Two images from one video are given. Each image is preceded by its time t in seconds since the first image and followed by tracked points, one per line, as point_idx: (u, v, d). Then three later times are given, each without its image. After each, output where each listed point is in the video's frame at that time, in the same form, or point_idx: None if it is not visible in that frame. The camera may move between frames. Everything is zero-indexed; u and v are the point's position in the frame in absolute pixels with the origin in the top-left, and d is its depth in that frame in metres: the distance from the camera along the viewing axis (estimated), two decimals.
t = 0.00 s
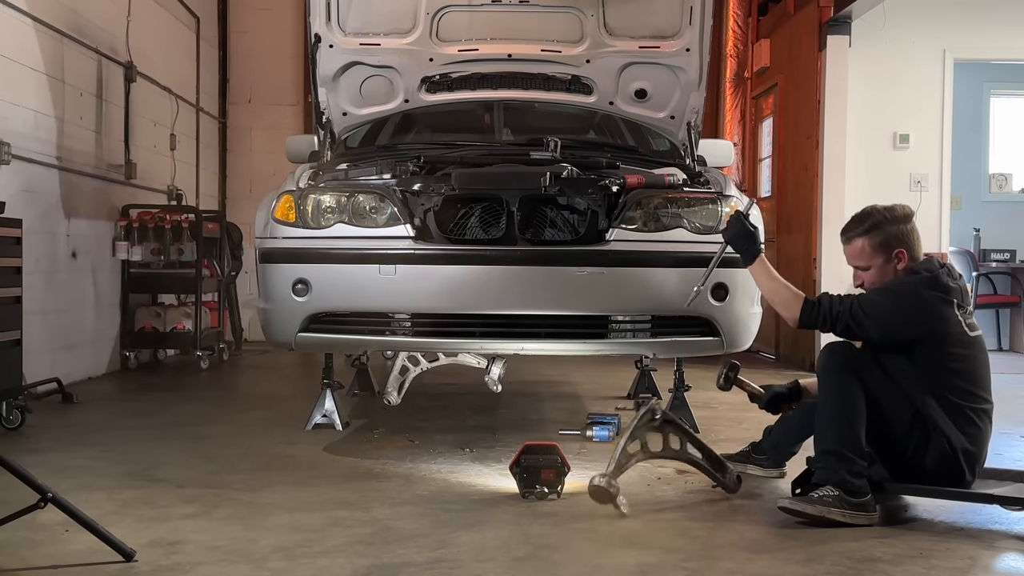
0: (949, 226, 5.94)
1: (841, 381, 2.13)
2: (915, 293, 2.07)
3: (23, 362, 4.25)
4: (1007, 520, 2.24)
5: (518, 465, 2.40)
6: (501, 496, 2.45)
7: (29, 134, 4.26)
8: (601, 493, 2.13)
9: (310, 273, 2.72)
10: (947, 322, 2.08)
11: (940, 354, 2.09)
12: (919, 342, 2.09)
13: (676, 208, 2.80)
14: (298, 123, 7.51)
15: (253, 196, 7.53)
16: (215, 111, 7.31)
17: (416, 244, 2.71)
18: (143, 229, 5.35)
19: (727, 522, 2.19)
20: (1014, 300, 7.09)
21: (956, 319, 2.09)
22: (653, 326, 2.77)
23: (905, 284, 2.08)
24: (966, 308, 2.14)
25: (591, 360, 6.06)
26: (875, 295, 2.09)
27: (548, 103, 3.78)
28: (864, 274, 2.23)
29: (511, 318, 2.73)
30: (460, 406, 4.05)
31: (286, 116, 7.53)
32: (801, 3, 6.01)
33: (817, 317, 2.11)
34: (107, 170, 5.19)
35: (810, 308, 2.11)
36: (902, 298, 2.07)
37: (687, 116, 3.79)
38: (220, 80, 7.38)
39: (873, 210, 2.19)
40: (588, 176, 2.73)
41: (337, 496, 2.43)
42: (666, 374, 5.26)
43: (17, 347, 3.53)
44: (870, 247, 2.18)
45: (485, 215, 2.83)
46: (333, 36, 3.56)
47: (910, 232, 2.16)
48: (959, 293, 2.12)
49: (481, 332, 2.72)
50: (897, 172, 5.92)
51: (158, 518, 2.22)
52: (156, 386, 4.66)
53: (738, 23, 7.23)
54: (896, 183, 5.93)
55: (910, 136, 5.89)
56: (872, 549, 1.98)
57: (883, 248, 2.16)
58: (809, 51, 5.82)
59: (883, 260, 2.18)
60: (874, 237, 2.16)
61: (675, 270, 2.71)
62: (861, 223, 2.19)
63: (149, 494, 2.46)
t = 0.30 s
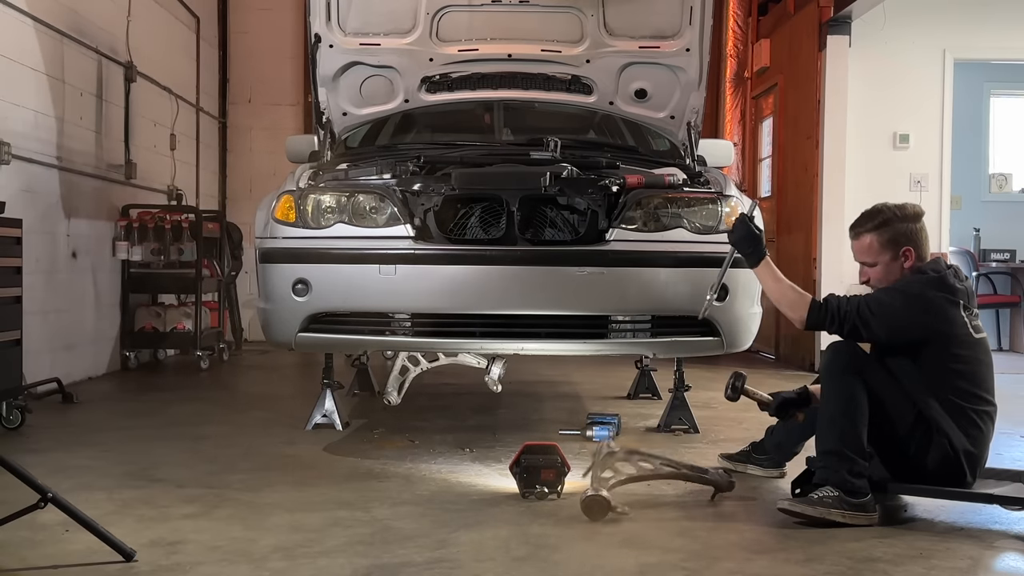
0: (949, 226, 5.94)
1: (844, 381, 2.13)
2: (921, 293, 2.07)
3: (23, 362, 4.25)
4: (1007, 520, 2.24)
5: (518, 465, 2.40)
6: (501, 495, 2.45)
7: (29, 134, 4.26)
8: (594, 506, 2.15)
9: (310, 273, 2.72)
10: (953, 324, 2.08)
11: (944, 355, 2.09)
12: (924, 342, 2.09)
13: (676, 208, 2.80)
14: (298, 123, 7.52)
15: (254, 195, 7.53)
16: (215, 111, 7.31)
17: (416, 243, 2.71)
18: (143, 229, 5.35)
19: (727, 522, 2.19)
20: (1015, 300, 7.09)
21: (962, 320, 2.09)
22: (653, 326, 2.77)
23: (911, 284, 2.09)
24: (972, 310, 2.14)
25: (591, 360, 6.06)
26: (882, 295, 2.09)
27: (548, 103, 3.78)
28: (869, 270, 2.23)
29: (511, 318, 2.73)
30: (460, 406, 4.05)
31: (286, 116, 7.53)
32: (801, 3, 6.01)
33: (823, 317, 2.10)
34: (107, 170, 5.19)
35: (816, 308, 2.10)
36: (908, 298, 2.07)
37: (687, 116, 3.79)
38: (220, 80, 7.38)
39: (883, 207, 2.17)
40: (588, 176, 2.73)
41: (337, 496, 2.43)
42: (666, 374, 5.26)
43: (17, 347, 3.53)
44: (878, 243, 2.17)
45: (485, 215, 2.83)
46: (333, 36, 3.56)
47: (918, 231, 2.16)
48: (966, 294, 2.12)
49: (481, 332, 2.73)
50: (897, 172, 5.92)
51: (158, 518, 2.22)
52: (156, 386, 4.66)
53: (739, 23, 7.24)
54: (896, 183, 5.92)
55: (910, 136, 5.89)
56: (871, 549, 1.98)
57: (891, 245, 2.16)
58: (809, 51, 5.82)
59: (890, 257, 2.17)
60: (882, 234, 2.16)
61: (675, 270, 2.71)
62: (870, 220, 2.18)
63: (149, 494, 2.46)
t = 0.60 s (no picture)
0: (949, 226, 5.94)
1: (849, 381, 2.12)
2: (926, 295, 2.08)
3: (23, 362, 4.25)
4: (1006, 520, 2.24)
5: (518, 465, 2.40)
6: (501, 495, 2.45)
7: (29, 134, 4.26)
8: (583, 506, 2.15)
9: (310, 273, 2.72)
10: (959, 324, 2.08)
11: (950, 356, 2.10)
12: (930, 343, 2.09)
13: (676, 208, 2.80)
14: (298, 123, 7.52)
15: (254, 195, 7.53)
16: (215, 111, 7.31)
17: (416, 243, 2.71)
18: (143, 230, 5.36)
19: (727, 522, 2.19)
20: (1015, 300, 7.09)
21: (967, 320, 2.10)
22: (653, 326, 2.77)
23: (917, 286, 2.10)
24: (976, 311, 2.15)
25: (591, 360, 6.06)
26: (889, 296, 2.09)
27: (548, 103, 3.78)
28: (873, 267, 2.23)
29: (511, 318, 2.73)
30: (460, 406, 4.05)
31: (286, 116, 7.53)
32: (801, 3, 6.01)
33: (833, 319, 2.07)
34: (107, 170, 5.19)
35: (826, 314, 2.08)
36: (914, 299, 2.07)
37: (687, 116, 3.79)
38: (220, 80, 7.38)
39: (891, 205, 2.17)
40: (588, 176, 2.73)
41: (338, 496, 2.43)
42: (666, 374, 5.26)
43: (17, 347, 3.53)
44: (884, 240, 2.17)
45: (485, 215, 2.83)
46: (333, 36, 3.56)
47: (924, 231, 2.16)
48: (970, 295, 2.14)
49: (481, 332, 2.73)
50: (898, 172, 5.92)
51: (158, 518, 2.22)
52: (156, 386, 4.66)
53: (738, 23, 7.24)
54: (896, 183, 5.92)
55: (910, 136, 5.89)
56: (871, 548, 1.98)
57: (896, 243, 2.16)
58: (809, 51, 5.82)
59: (894, 255, 2.17)
60: (888, 231, 2.16)
61: (675, 270, 2.71)
62: (876, 217, 2.18)
63: (149, 494, 2.46)
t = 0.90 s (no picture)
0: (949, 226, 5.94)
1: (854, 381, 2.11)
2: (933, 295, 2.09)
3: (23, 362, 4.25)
4: (1007, 520, 2.24)
5: (518, 465, 2.40)
6: (501, 495, 2.45)
7: (29, 134, 4.26)
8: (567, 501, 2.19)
9: (310, 273, 2.72)
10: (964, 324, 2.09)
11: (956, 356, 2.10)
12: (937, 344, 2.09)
13: (676, 208, 2.79)
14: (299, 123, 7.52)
15: (254, 196, 7.53)
16: (215, 111, 7.31)
17: (416, 243, 2.71)
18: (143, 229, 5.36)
19: (727, 522, 2.19)
20: (1015, 300, 7.09)
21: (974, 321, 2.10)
22: (653, 326, 2.77)
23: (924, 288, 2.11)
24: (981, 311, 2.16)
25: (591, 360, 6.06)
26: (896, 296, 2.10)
27: (549, 103, 3.79)
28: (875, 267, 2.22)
29: (511, 318, 2.73)
30: (460, 406, 4.04)
31: (286, 116, 7.54)
32: (801, 3, 6.01)
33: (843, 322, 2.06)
34: (107, 170, 5.19)
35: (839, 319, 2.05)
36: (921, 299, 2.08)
37: (687, 116, 3.79)
38: (220, 81, 7.38)
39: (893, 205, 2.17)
40: (588, 176, 2.74)
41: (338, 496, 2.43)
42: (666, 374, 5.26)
43: (17, 347, 3.53)
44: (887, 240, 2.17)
45: (485, 216, 2.84)
46: (333, 37, 3.56)
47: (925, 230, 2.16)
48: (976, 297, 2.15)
49: (482, 332, 2.73)
50: (898, 171, 5.92)
51: (158, 518, 2.22)
52: (156, 386, 4.66)
53: (738, 23, 7.25)
54: (897, 184, 5.91)
55: (910, 136, 5.89)
56: (871, 548, 1.98)
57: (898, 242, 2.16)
58: (809, 51, 5.82)
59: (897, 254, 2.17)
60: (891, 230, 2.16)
61: (675, 270, 2.72)
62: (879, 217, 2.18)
63: (149, 495, 2.46)
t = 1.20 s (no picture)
0: (949, 226, 5.94)
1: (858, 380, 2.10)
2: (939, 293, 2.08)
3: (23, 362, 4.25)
4: (1007, 520, 2.23)
5: (518, 465, 2.40)
6: (501, 495, 2.45)
7: (29, 134, 4.26)
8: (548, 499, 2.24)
9: (310, 273, 2.72)
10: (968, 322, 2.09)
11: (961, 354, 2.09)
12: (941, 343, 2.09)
13: (676, 208, 2.79)
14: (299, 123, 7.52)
15: (254, 195, 7.53)
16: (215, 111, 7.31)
17: (416, 243, 2.71)
18: (143, 229, 5.36)
19: (728, 522, 2.19)
20: (1015, 300, 7.09)
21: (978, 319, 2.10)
22: (653, 326, 2.77)
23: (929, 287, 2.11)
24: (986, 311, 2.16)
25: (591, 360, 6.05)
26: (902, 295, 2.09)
27: (548, 103, 3.79)
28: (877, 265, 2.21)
29: (511, 318, 2.73)
30: (460, 406, 4.04)
31: (286, 116, 7.54)
32: (801, 3, 6.01)
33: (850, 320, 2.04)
34: (107, 170, 5.18)
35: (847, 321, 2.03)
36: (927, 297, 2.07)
37: (687, 116, 3.79)
38: (220, 81, 7.38)
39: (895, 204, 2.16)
40: (588, 176, 2.73)
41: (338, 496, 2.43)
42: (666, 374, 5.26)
43: (17, 347, 3.53)
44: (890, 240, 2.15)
45: (485, 215, 2.84)
46: (333, 37, 3.56)
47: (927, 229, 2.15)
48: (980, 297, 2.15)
49: (482, 332, 2.73)
50: (899, 171, 5.91)
51: (158, 518, 2.22)
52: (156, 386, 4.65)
53: (738, 23, 7.25)
54: (897, 184, 5.91)
55: (910, 136, 5.89)
56: (872, 548, 1.98)
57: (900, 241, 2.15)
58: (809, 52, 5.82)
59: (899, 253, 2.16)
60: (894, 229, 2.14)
61: (675, 270, 2.72)
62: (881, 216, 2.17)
63: (150, 495, 2.46)
